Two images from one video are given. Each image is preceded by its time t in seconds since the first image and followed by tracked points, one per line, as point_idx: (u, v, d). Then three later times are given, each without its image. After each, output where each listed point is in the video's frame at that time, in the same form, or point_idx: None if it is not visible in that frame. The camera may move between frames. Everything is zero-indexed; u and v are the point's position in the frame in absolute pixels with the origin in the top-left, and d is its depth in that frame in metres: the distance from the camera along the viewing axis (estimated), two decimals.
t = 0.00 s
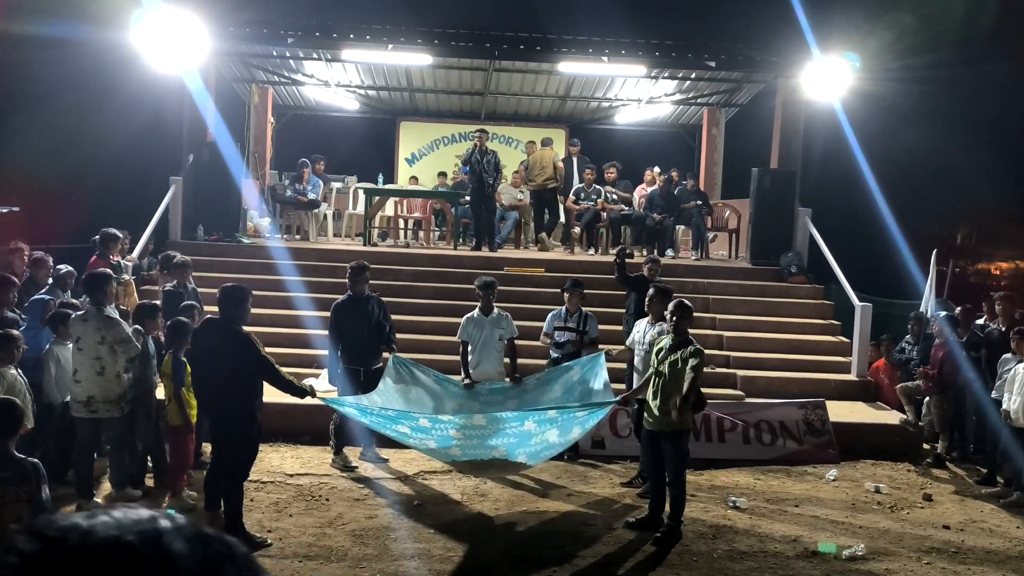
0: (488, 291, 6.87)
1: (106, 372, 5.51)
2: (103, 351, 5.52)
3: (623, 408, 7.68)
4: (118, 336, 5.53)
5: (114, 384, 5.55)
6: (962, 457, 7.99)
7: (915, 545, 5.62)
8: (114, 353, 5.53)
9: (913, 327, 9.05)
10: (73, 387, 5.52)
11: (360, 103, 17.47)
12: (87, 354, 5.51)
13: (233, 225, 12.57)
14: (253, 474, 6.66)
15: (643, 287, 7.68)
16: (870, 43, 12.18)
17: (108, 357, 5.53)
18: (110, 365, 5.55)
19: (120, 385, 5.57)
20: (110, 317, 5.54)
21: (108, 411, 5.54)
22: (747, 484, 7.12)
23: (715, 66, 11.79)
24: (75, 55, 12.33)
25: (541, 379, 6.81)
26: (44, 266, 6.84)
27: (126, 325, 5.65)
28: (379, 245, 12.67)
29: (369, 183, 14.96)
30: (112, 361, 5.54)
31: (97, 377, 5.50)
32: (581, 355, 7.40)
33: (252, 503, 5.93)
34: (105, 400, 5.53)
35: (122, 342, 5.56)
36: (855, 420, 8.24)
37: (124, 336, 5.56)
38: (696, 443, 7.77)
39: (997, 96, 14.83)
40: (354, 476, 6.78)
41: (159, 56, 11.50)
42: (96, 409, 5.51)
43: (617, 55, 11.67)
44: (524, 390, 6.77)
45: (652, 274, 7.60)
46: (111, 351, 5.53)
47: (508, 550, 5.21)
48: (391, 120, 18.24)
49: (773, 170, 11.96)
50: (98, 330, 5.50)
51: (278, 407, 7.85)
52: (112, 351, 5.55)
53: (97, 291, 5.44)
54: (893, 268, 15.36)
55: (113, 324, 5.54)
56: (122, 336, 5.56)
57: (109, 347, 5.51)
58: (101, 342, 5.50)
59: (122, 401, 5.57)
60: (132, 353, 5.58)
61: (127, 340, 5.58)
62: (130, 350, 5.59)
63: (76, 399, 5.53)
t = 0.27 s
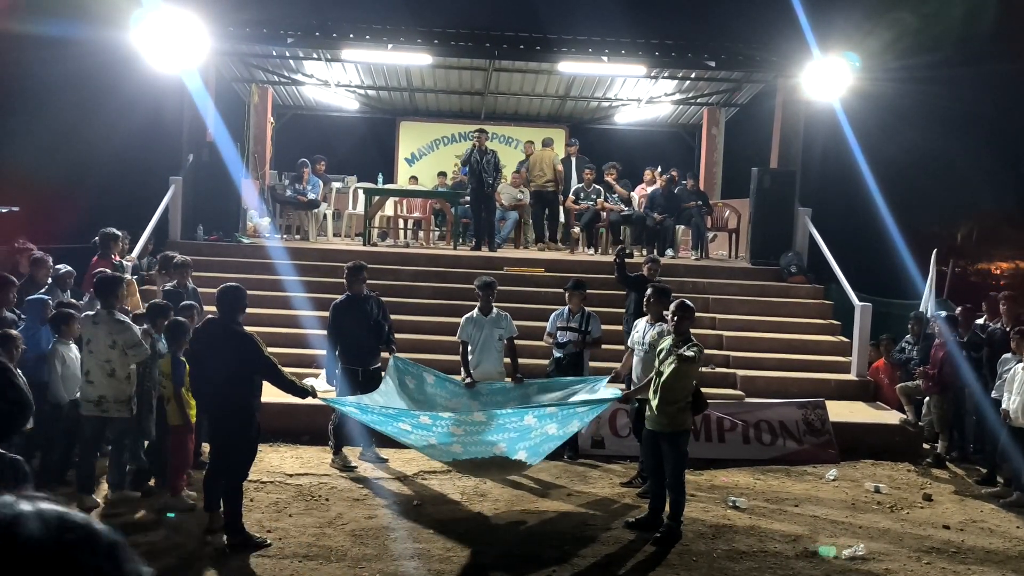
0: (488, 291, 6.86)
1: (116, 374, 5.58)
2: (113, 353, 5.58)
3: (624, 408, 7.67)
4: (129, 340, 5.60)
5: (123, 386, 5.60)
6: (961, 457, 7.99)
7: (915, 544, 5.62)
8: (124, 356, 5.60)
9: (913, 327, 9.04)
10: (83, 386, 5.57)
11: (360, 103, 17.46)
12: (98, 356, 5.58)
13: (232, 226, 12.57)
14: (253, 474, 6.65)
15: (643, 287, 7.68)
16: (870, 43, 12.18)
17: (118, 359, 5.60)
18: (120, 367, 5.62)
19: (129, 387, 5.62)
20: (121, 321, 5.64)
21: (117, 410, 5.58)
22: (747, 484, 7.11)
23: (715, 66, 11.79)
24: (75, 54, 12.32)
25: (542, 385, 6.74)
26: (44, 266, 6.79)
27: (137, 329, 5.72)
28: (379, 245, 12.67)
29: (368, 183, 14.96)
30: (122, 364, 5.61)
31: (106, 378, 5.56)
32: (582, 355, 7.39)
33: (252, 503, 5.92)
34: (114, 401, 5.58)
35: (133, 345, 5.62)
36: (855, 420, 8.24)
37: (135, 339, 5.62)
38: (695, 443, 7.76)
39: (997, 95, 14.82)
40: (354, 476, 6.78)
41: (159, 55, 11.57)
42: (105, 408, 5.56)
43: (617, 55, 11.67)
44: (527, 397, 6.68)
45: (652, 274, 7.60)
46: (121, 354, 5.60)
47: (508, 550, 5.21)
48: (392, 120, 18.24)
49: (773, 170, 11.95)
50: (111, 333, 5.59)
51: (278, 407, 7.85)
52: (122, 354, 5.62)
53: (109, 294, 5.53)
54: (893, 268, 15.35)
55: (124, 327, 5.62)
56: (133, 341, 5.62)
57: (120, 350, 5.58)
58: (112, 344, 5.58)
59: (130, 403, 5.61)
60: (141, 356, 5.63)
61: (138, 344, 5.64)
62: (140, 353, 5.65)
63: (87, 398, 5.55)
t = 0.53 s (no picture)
0: (486, 290, 6.85)
1: (121, 371, 5.64)
2: (119, 350, 5.65)
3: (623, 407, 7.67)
4: (134, 337, 5.66)
5: (126, 383, 5.64)
6: (961, 456, 7.99)
7: (915, 544, 5.62)
8: (128, 353, 5.65)
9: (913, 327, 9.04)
10: (90, 382, 5.67)
11: (360, 103, 17.45)
12: (104, 352, 5.65)
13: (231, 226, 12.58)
14: (252, 474, 6.66)
15: (642, 287, 7.68)
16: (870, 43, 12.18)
17: (122, 356, 5.65)
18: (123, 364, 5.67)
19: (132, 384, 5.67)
20: (129, 318, 5.70)
21: (119, 409, 5.64)
22: (747, 484, 7.12)
23: (715, 66, 11.80)
24: (74, 55, 12.32)
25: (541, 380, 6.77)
26: (44, 266, 6.73)
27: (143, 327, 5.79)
28: (378, 245, 12.67)
29: (368, 183, 14.96)
30: (126, 360, 5.65)
31: (111, 374, 5.62)
32: (582, 355, 7.39)
33: (252, 503, 5.92)
34: (118, 399, 5.63)
35: (138, 343, 5.68)
36: (855, 420, 8.24)
37: (140, 337, 5.69)
38: (695, 443, 7.76)
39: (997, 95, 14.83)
40: (354, 476, 6.78)
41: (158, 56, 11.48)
42: (108, 405, 5.63)
43: (616, 55, 11.68)
44: (525, 396, 6.73)
45: (651, 274, 7.60)
46: (126, 351, 5.65)
47: (507, 549, 5.22)
48: (392, 120, 18.24)
49: (773, 170, 11.96)
50: (118, 330, 5.65)
51: (278, 407, 7.85)
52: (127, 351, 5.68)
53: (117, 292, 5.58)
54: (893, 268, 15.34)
55: (129, 324, 5.67)
56: (137, 338, 5.69)
57: (124, 346, 5.64)
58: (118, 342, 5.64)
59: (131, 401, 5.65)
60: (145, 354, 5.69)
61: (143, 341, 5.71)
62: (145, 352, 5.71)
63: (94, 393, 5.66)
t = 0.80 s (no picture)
0: (486, 290, 6.85)
1: (119, 367, 5.69)
2: (115, 347, 5.69)
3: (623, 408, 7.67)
4: (129, 333, 5.69)
5: (122, 380, 5.69)
6: (961, 456, 7.98)
7: (915, 544, 5.62)
8: (124, 350, 5.68)
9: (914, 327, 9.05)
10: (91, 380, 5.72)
11: (360, 103, 17.44)
12: (103, 349, 5.70)
13: (231, 226, 12.58)
14: (253, 474, 6.66)
15: (642, 287, 7.69)
16: (870, 43, 12.19)
17: (118, 353, 5.69)
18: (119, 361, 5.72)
19: (129, 381, 5.72)
20: (128, 315, 5.76)
21: (115, 407, 5.67)
22: (747, 484, 7.11)
23: (715, 66, 11.82)
24: (73, 55, 12.33)
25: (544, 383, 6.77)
26: (44, 266, 6.79)
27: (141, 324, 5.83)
28: (379, 245, 12.66)
29: (368, 183, 14.96)
30: (122, 357, 5.70)
31: (108, 371, 5.68)
32: (582, 355, 7.39)
33: (252, 503, 5.92)
34: (114, 397, 5.67)
35: (133, 338, 5.71)
36: (855, 420, 8.24)
37: (136, 333, 5.72)
38: (695, 443, 7.76)
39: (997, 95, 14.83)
40: (354, 476, 6.78)
41: (159, 55, 11.51)
42: (106, 403, 5.67)
43: (616, 55, 11.69)
44: (527, 396, 6.70)
45: (651, 274, 7.60)
46: (122, 347, 5.69)
47: (507, 549, 5.22)
48: (392, 120, 18.24)
49: (773, 170, 11.96)
50: (116, 327, 5.69)
51: (278, 407, 7.85)
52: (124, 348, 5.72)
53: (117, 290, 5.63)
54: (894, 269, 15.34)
55: (127, 321, 5.71)
56: (133, 333, 5.72)
57: (119, 342, 5.68)
58: (114, 338, 5.68)
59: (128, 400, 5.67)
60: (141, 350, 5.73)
61: (138, 338, 5.74)
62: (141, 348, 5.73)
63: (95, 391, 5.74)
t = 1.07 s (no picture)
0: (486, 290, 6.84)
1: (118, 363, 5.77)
2: (110, 344, 5.75)
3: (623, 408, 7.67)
4: (122, 329, 5.76)
5: (119, 376, 5.78)
6: (962, 457, 7.98)
7: (916, 545, 5.62)
8: (117, 346, 5.75)
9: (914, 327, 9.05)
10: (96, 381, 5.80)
11: (360, 103, 17.43)
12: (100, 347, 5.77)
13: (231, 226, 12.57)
14: (253, 474, 6.65)
15: (643, 287, 7.68)
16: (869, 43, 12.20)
17: (113, 350, 5.76)
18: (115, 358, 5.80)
19: (126, 377, 5.80)
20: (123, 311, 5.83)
21: (114, 404, 5.71)
22: (747, 484, 7.11)
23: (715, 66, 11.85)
24: (72, 56, 12.31)
25: (544, 382, 6.77)
26: (44, 266, 6.79)
27: (135, 319, 5.90)
28: (379, 245, 12.66)
29: (369, 184, 14.97)
30: (117, 354, 5.76)
31: (106, 369, 5.77)
32: (581, 354, 7.40)
33: (252, 503, 5.92)
34: (112, 394, 5.73)
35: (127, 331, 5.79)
36: (855, 421, 8.24)
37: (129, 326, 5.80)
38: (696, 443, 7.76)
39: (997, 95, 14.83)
40: (354, 476, 6.78)
41: (159, 56, 11.54)
42: (106, 400, 5.73)
43: (616, 55, 11.71)
44: (527, 396, 6.70)
45: (651, 274, 7.60)
46: (117, 343, 5.75)
47: (508, 549, 5.22)
48: (392, 120, 18.24)
49: (773, 170, 11.96)
50: (109, 324, 5.76)
51: (278, 408, 7.85)
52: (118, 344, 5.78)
53: (116, 287, 5.73)
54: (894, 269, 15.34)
55: (120, 317, 5.78)
56: (126, 328, 5.78)
57: (115, 336, 5.75)
58: (108, 335, 5.74)
59: (126, 396, 5.72)
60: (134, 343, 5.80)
61: (131, 333, 5.81)
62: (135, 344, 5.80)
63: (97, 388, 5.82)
